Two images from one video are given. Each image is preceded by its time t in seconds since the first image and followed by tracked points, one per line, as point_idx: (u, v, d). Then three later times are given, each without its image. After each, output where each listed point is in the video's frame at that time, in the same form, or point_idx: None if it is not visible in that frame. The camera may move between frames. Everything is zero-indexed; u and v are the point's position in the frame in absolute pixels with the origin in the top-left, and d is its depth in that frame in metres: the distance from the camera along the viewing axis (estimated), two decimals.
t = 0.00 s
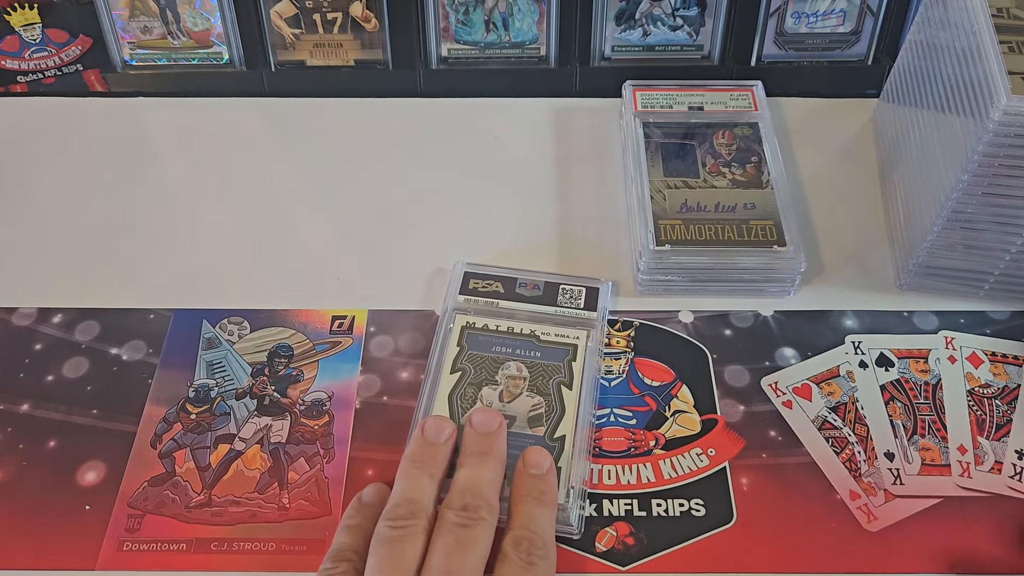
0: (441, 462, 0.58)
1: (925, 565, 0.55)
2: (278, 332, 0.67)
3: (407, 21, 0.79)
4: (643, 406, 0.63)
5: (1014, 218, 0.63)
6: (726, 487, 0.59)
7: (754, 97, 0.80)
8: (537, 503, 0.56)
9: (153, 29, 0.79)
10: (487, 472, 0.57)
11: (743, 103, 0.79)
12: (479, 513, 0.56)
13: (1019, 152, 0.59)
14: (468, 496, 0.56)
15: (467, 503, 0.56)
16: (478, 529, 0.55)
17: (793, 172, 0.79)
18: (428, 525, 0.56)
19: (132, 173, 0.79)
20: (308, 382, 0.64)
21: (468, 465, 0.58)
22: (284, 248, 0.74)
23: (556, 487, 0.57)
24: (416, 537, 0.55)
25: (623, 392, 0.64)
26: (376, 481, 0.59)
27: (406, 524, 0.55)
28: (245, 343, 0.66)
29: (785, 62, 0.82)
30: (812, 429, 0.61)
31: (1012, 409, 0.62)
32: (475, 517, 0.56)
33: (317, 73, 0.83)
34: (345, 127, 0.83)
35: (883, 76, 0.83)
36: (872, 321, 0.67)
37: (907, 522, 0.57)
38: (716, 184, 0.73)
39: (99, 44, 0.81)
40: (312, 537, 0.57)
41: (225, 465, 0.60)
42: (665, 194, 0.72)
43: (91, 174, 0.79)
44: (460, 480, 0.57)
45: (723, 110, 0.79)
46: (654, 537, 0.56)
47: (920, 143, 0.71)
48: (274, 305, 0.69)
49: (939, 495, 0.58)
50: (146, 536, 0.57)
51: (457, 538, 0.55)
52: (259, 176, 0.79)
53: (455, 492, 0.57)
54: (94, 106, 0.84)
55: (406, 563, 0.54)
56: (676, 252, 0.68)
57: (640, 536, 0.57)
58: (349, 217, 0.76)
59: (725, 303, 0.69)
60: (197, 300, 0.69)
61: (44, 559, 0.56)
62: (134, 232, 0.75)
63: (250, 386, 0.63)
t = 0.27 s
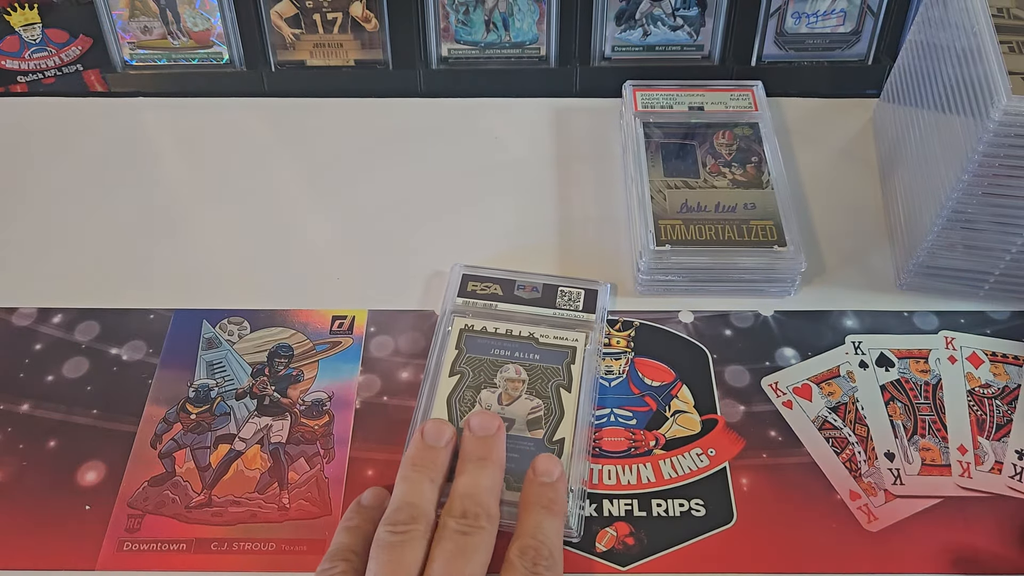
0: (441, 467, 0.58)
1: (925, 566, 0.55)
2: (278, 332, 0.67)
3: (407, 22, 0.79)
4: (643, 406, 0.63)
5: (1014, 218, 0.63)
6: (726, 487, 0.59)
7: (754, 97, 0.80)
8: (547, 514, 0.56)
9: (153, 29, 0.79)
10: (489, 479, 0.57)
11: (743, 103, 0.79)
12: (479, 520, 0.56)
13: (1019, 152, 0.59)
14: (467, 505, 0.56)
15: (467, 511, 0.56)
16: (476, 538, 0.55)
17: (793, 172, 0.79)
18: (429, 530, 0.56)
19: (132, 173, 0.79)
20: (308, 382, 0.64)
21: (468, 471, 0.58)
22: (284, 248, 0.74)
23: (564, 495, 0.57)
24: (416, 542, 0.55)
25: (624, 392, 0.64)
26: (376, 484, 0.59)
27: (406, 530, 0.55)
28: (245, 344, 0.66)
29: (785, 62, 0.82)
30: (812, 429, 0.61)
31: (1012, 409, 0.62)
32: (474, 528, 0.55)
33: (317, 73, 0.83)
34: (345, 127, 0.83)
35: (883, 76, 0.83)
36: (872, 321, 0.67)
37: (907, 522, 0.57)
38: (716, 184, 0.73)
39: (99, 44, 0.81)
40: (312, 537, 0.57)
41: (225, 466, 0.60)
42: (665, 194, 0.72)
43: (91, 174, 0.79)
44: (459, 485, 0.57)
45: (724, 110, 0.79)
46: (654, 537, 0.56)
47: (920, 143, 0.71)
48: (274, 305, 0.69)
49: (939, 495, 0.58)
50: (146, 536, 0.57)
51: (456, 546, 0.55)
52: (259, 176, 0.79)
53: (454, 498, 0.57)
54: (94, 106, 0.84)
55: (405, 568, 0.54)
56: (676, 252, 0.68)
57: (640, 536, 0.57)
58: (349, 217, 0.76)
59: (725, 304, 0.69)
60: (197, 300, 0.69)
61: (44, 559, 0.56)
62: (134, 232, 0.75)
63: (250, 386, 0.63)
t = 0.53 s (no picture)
0: (439, 464, 0.58)
1: (925, 566, 0.55)
2: (278, 332, 0.67)
3: (407, 21, 0.79)
4: (643, 406, 0.63)
5: (1014, 218, 0.63)
6: (726, 487, 0.59)
7: (754, 97, 0.80)
8: (553, 516, 0.55)
9: (153, 29, 0.79)
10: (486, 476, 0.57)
11: (743, 103, 0.80)
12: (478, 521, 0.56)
13: (1018, 153, 0.59)
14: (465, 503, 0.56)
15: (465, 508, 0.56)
16: (476, 533, 0.55)
17: (793, 172, 0.79)
18: (428, 527, 0.56)
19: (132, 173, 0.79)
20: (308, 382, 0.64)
21: (468, 468, 0.58)
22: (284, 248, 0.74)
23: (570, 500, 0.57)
24: (415, 539, 0.55)
25: (624, 392, 0.64)
26: (376, 483, 0.59)
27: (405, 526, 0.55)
28: (245, 344, 0.66)
29: (785, 62, 0.82)
30: (812, 429, 0.61)
31: (1012, 409, 0.62)
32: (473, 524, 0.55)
33: (316, 73, 0.83)
34: (345, 127, 0.83)
35: (883, 76, 0.83)
36: (872, 321, 0.67)
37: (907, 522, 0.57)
38: (716, 184, 0.73)
39: (99, 44, 0.81)
40: (312, 537, 0.57)
41: (225, 466, 0.60)
42: (665, 194, 0.72)
43: (91, 174, 0.79)
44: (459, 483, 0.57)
45: (723, 110, 0.79)
46: (654, 537, 0.56)
47: (920, 143, 0.71)
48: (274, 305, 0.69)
49: (939, 495, 0.58)
50: (146, 536, 0.57)
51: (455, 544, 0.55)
52: (259, 176, 0.79)
53: (453, 496, 0.57)
54: (94, 107, 0.84)
55: (405, 566, 0.54)
56: (676, 252, 0.68)
57: (640, 536, 0.57)
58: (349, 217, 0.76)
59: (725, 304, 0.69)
60: (197, 300, 0.69)
61: (44, 559, 0.56)
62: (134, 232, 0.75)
63: (250, 386, 0.63)
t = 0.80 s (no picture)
0: (428, 450, 0.58)
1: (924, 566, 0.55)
2: (278, 332, 0.67)
3: (407, 21, 0.79)
4: (643, 406, 0.63)
5: (1014, 218, 0.63)
6: (726, 487, 0.59)
7: (754, 97, 0.80)
8: (547, 491, 0.56)
9: (153, 29, 0.79)
10: (482, 471, 0.57)
11: (743, 103, 0.80)
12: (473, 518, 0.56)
13: (1018, 153, 0.59)
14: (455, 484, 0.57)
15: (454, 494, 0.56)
16: (465, 522, 0.55)
17: (793, 172, 0.79)
18: (419, 512, 0.57)
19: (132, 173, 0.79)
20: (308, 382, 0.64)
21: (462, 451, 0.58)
22: (285, 247, 0.74)
23: (571, 480, 0.57)
24: (407, 523, 0.56)
25: (624, 392, 0.64)
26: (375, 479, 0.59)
27: (398, 517, 0.56)
28: (245, 343, 0.66)
29: (785, 62, 0.82)
30: (812, 429, 0.61)
31: (1012, 409, 0.62)
32: (458, 507, 0.56)
33: (316, 73, 0.83)
34: (345, 127, 0.83)
35: (883, 76, 0.83)
36: (872, 321, 0.67)
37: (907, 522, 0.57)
38: (716, 184, 0.73)
39: (99, 44, 0.81)
40: (313, 537, 0.57)
41: (224, 466, 0.60)
42: (666, 194, 0.72)
43: (91, 173, 0.79)
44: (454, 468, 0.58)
45: (723, 110, 0.79)
46: (654, 538, 0.56)
47: (920, 143, 0.71)
48: (274, 305, 0.69)
49: (939, 495, 0.58)
50: (146, 536, 0.56)
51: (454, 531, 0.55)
52: (259, 176, 0.79)
53: (445, 477, 0.57)
54: (94, 107, 0.84)
55: (397, 554, 0.54)
56: (676, 252, 0.68)
57: (640, 536, 0.57)
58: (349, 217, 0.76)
59: (725, 304, 0.69)
60: (197, 301, 0.69)
61: (44, 559, 0.56)
62: (134, 232, 0.75)
63: (250, 386, 0.63)
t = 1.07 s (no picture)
0: (510, 342, 0.47)
1: (924, 566, 0.55)
2: (278, 332, 0.67)
3: (407, 21, 0.79)
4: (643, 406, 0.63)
5: (1014, 219, 0.63)
6: (726, 487, 0.59)
7: (754, 97, 0.80)
8: (558, 360, 0.48)
9: (153, 29, 0.79)
10: (568, 305, 0.48)
11: (743, 103, 0.79)
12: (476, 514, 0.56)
13: (1018, 153, 0.59)
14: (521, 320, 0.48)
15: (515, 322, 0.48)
16: (516, 437, 0.45)
17: (793, 173, 0.79)
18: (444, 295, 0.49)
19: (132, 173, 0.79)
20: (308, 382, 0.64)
21: (543, 306, 0.48)
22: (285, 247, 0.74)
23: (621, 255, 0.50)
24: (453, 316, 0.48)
25: (624, 392, 0.63)
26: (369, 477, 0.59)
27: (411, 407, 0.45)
28: (245, 343, 0.66)
29: (785, 62, 0.82)
30: (812, 429, 0.61)
31: (1011, 409, 0.62)
32: (520, 429, 0.45)
33: (316, 73, 0.83)
34: (345, 127, 0.83)
35: (883, 76, 0.83)
36: (872, 321, 0.68)
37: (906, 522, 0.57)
38: (716, 184, 0.73)
39: (99, 44, 0.81)
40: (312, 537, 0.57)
41: (224, 466, 0.59)
42: (665, 194, 0.72)
43: (91, 173, 0.79)
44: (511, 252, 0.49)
45: (724, 110, 0.79)
46: (654, 538, 0.56)
47: (920, 143, 0.71)
48: (275, 305, 0.69)
49: (939, 495, 0.58)
50: (146, 536, 0.56)
51: (446, 460, 0.43)
52: (259, 176, 0.79)
53: (454, 281, 0.49)
54: (93, 107, 0.84)
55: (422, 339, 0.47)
56: (676, 252, 0.68)
57: (640, 536, 0.57)
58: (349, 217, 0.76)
59: (724, 304, 0.69)
60: (197, 300, 0.69)
61: (44, 559, 0.55)
62: (134, 232, 0.75)
63: (249, 386, 0.63)
